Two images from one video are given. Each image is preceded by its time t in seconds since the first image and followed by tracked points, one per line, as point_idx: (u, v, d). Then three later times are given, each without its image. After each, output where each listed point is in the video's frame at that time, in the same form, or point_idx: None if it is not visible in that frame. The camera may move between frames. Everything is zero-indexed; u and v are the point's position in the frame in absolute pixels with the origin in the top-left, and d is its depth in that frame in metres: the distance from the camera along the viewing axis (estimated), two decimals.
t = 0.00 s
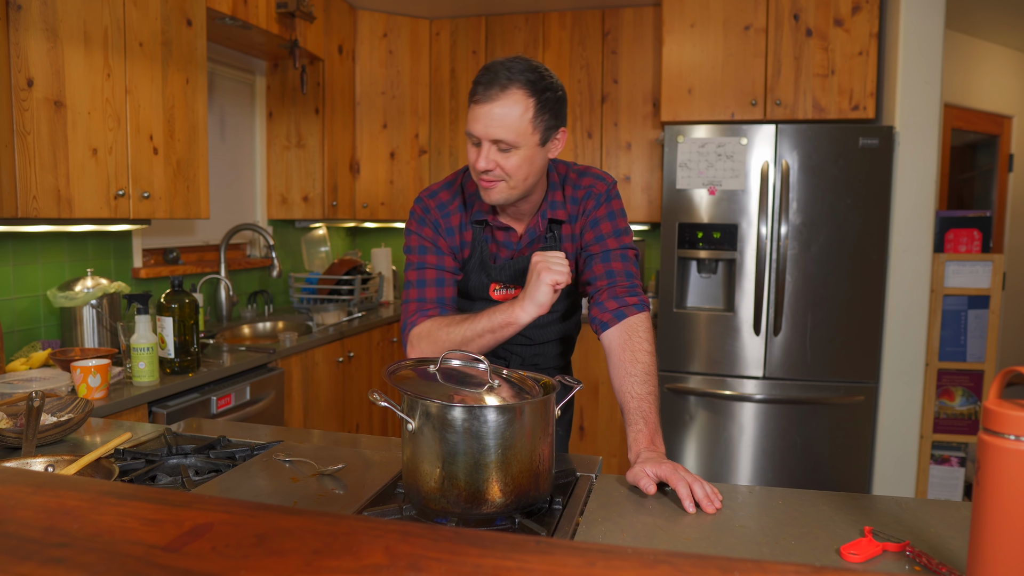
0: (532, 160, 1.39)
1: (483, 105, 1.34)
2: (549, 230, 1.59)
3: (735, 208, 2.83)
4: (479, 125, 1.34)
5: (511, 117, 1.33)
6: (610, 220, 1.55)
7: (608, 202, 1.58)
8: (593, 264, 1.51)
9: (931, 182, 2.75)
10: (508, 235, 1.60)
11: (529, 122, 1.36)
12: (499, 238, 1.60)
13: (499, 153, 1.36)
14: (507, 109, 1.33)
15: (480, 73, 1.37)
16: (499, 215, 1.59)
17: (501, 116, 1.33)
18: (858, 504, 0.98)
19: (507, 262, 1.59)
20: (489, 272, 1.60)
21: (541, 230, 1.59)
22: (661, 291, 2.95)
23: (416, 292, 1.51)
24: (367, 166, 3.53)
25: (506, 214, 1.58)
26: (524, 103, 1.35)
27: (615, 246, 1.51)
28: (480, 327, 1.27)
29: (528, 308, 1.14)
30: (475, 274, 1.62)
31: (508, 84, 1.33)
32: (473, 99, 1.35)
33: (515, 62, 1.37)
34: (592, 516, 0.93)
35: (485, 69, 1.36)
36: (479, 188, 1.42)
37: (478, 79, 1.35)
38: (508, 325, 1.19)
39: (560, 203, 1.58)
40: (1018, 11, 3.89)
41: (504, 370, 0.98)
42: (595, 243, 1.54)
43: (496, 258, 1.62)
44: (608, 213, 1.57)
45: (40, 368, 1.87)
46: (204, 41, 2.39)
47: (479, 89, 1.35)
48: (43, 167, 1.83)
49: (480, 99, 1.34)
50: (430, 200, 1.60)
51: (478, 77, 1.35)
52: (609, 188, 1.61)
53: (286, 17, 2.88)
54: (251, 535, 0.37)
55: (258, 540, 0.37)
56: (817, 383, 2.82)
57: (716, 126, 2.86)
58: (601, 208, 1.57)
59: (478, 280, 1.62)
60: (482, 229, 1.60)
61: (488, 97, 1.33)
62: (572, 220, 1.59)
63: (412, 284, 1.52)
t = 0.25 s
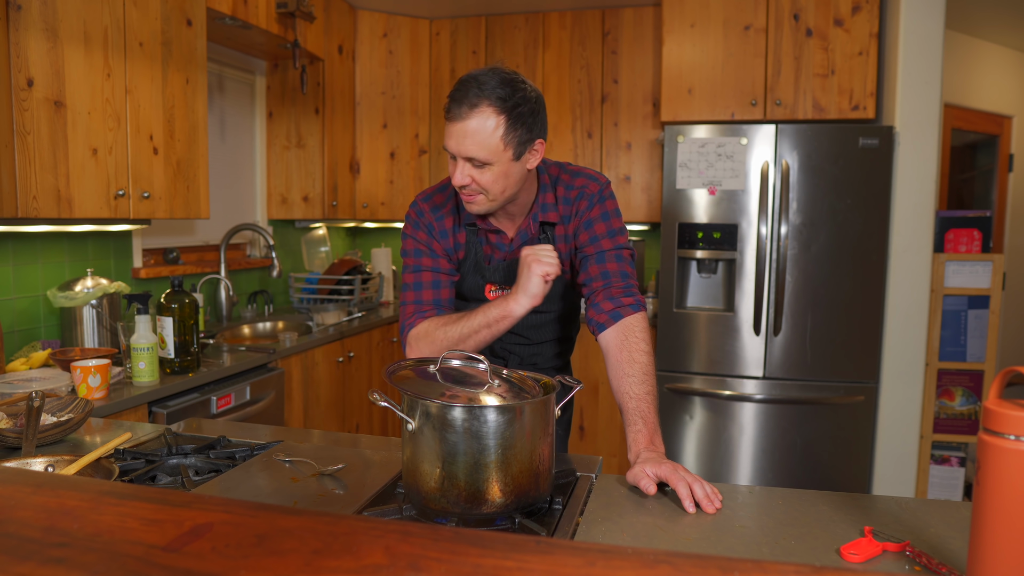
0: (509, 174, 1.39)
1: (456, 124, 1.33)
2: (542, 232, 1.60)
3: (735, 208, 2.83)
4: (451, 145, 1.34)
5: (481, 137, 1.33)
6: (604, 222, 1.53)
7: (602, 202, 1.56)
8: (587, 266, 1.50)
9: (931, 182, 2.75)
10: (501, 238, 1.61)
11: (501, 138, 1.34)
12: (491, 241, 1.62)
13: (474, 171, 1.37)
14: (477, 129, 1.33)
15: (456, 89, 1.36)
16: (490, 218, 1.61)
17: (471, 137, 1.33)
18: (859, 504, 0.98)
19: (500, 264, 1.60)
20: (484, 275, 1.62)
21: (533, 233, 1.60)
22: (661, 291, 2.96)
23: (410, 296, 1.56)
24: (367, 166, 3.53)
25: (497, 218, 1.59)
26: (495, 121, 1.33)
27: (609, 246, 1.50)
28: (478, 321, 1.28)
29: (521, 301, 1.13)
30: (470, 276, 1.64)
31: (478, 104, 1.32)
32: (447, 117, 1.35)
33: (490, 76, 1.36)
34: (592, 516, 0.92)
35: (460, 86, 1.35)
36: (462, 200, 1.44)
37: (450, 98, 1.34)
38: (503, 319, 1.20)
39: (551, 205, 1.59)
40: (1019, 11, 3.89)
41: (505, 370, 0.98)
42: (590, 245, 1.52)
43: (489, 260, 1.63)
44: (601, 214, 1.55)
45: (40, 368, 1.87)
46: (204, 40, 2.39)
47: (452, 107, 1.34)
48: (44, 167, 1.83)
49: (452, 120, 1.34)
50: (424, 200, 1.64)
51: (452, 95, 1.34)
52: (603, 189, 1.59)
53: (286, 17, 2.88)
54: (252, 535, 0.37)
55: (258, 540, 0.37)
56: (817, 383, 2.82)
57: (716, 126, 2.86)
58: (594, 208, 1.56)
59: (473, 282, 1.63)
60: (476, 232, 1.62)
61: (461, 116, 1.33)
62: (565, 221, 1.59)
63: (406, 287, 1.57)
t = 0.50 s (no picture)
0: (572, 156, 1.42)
1: (542, 102, 1.31)
2: (542, 204, 1.58)
3: (735, 208, 2.83)
4: (537, 119, 1.32)
5: (572, 116, 1.33)
6: (600, 193, 1.57)
7: (597, 174, 1.59)
8: (585, 241, 1.51)
9: (931, 182, 2.75)
10: (498, 207, 1.58)
11: (580, 119, 1.37)
12: (488, 209, 1.58)
13: (549, 148, 1.37)
14: (570, 109, 1.33)
15: (531, 66, 1.33)
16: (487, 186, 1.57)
17: (564, 114, 1.33)
18: (859, 504, 0.98)
19: (496, 231, 1.56)
20: (477, 240, 1.56)
21: (534, 204, 1.57)
22: (661, 291, 2.96)
23: (378, 243, 1.45)
24: (367, 166, 3.52)
25: (494, 183, 1.55)
26: (581, 102, 1.36)
27: (604, 220, 1.53)
28: (363, 298, 1.17)
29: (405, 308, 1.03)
30: (458, 241, 1.58)
31: (572, 83, 1.32)
32: (529, 91, 1.32)
33: (561, 56, 1.36)
34: (592, 516, 0.92)
35: (538, 63, 1.32)
36: (514, 178, 1.41)
37: (537, 71, 1.32)
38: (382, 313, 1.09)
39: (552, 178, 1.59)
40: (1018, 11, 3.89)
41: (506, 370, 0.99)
42: (586, 216, 1.55)
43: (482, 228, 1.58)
44: (597, 185, 1.58)
45: (40, 368, 1.87)
46: (204, 41, 2.39)
47: (536, 85, 1.32)
48: (43, 167, 1.83)
49: (541, 95, 1.31)
50: (411, 158, 1.60)
51: (534, 72, 1.32)
52: (597, 163, 1.62)
53: (286, 17, 2.88)
54: (252, 535, 0.37)
55: (258, 540, 0.37)
56: (817, 384, 2.82)
57: (716, 126, 2.86)
58: (589, 180, 1.58)
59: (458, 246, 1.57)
60: (468, 199, 1.57)
61: (548, 95, 1.31)
62: (563, 194, 1.59)
63: (375, 234, 1.46)
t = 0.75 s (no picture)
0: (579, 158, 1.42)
1: (550, 103, 1.31)
2: (544, 209, 1.58)
3: (735, 208, 2.83)
4: (545, 120, 1.32)
5: (580, 116, 1.33)
6: (599, 194, 1.59)
7: (597, 177, 1.61)
8: (585, 242, 1.53)
9: (932, 182, 2.75)
10: (500, 211, 1.58)
11: (588, 120, 1.37)
12: (488, 214, 1.58)
13: (556, 149, 1.37)
14: (577, 111, 1.33)
15: (539, 67, 1.33)
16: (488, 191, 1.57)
17: (572, 115, 1.32)
18: (860, 505, 0.98)
19: (495, 236, 1.55)
20: (476, 245, 1.56)
21: (536, 209, 1.57)
22: (661, 291, 2.96)
23: (382, 247, 1.43)
24: (367, 165, 3.52)
25: (497, 189, 1.55)
26: (588, 103, 1.36)
27: (604, 220, 1.54)
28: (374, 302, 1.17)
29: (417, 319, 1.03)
30: (457, 244, 1.57)
31: (580, 84, 1.32)
32: (535, 92, 1.32)
33: (568, 57, 1.36)
34: (592, 516, 0.92)
35: (546, 64, 1.32)
36: (520, 180, 1.41)
37: (544, 72, 1.32)
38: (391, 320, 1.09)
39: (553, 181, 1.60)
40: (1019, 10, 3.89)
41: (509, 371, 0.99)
42: (585, 216, 1.56)
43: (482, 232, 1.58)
44: (596, 187, 1.60)
45: (40, 368, 1.87)
46: (203, 41, 2.39)
47: (544, 86, 1.31)
48: (43, 167, 1.83)
49: (547, 96, 1.31)
50: (413, 158, 1.58)
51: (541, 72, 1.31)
52: (597, 165, 1.64)
53: (286, 17, 2.88)
54: (251, 535, 0.37)
55: (258, 540, 0.37)
56: (818, 384, 2.82)
57: (716, 126, 2.86)
58: (590, 183, 1.60)
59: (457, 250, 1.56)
60: (469, 202, 1.57)
61: (556, 97, 1.31)
62: (564, 198, 1.60)
63: (378, 237, 1.44)
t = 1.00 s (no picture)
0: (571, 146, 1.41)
1: (537, 86, 1.33)
2: (537, 211, 1.59)
3: (736, 208, 2.83)
4: (534, 103, 1.33)
5: (569, 100, 1.34)
6: (594, 195, 1.59)
7: (592, 178, 1.62)
8: (581, 243, 1.52)
9: (933, 182, 2.75)
10: (495, 213, 1.58)
11: (577, 106, 1.38)
12: (483, 216, 1.58)
13: (548, 134, 1.36)
14: (565, 93, 1.34)
15: (525, 54, 1.35)
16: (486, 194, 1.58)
17: (560, 98, 1.33)
18: (861, 505, 0.98)
19: (489, 238, 1.56)
20: (470, 247, 1.56)
21: (530, 209, 1.58)
22: (661, 291, 2.96)
23: (379, 247, 1.42)
24: (366, 165, 3.52)
25: (494, 191, 1.56)
26: (577, 89, 1.37)
27: (600, 220, 1.54)
28: (377, 299, 1.17)
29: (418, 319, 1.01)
30: (452, 247, 1.57)
31: (567, 68, 1.34)
32: (523, 78, 1.34)
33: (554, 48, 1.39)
34: (592, 517, 0.92)
35: (532, 51, 1.35)
36: (512, 169, 1.40)
37: (530, 59, 1.34)
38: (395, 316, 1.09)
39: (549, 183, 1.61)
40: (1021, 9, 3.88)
41: (509, 372, 0.99)
42: (580, 218, 1.57)
43: (478, 234, 1.58)
44: (592, 188, 1.60)
45: (38, 368, 1.87)
46: (202, 40, 2.39)
47: (529, 70, 1.33)
48: (41, 166, 1.83)
49: (535, 80, 1.33)
50: (409, 159, 1.58)
51: (527, 58, 1.34)
52: (593, 167, 1.65)
53: (285, 16, 2.88)
54: (251, 536, 0.37)
55: (257, 541, 0.37)
56: (818, 384, 2.81)
57: (716, 126, 2.86)
58: (585, 184, 1.61)
59: (452, 252, 1.56)
60: (465, 204, 1.57)
61: (543, 79, 1.33)
62: (559, 200, 1.61)
63: (376, 237, 1.43)
